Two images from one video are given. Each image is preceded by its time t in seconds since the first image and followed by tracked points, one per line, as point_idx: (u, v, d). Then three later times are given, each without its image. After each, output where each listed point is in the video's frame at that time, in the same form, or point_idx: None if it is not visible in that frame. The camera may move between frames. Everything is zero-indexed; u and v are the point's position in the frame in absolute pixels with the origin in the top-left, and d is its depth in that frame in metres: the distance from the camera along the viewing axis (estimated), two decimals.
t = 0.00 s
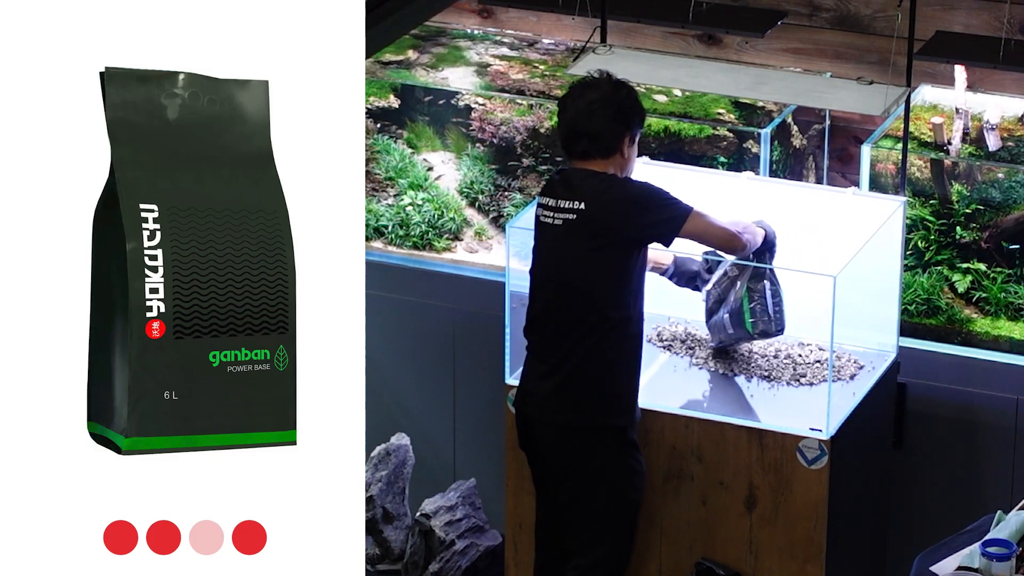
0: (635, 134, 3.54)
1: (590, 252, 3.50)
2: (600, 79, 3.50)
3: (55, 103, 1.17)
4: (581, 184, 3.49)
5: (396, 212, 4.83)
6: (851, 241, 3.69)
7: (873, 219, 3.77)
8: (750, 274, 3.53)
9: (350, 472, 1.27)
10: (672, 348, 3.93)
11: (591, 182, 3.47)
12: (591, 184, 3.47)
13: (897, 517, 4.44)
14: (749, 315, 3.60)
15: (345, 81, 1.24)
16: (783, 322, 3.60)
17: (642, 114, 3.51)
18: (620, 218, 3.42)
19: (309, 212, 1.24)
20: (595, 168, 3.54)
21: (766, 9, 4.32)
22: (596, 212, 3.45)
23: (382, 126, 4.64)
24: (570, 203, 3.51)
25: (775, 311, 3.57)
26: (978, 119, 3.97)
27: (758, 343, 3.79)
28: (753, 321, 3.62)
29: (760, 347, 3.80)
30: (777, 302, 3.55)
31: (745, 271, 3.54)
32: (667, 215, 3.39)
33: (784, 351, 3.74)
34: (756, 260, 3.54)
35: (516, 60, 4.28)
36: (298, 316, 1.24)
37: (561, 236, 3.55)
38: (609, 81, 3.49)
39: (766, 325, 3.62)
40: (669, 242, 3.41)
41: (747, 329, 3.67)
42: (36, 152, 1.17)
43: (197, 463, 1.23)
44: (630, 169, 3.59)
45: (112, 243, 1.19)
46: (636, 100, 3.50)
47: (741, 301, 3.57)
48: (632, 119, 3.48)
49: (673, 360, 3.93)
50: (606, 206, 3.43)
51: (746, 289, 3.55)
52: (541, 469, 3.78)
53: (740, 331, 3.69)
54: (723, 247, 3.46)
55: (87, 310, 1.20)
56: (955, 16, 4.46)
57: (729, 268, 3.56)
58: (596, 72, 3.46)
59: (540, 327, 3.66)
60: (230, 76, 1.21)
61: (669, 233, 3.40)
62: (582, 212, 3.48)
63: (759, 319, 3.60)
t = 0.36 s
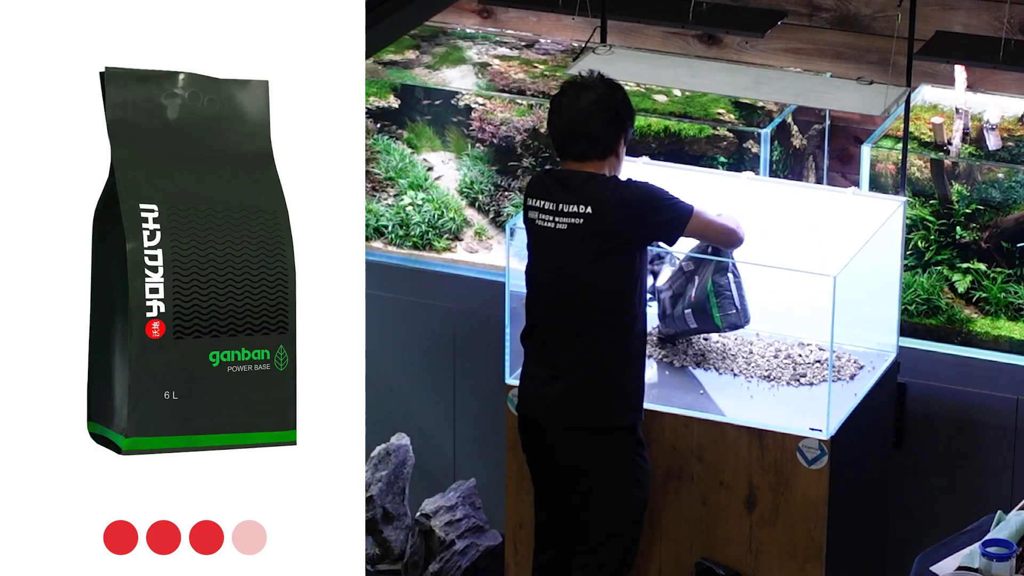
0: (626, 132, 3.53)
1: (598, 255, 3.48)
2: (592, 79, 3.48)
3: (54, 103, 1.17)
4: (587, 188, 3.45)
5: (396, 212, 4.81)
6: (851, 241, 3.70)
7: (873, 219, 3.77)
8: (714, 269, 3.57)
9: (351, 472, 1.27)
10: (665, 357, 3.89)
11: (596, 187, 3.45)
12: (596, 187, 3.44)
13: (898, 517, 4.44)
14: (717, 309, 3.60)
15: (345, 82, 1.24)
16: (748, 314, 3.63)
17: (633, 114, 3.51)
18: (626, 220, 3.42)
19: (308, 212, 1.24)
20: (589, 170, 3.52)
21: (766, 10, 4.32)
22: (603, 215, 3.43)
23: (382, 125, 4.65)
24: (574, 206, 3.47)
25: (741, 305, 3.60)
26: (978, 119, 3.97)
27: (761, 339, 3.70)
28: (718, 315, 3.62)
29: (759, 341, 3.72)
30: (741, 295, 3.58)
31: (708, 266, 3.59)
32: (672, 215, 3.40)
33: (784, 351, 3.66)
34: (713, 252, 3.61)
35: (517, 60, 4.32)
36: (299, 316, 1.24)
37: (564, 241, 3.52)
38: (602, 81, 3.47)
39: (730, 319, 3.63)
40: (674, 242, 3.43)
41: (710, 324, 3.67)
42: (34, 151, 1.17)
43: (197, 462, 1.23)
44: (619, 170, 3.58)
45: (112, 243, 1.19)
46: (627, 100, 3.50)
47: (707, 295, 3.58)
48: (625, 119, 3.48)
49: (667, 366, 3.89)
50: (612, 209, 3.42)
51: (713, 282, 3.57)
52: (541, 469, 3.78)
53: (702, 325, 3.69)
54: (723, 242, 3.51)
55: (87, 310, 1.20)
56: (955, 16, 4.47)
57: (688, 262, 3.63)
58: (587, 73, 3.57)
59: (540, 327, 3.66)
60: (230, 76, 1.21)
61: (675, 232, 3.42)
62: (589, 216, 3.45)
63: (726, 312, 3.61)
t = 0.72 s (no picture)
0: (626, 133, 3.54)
1: (603, 257, 3.48)
2: (592, 80, 3.48)
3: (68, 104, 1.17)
4: (595, 189, 3.46)
5: (396, 212, 4.77)
6: (851, 241, 3.69)
7: (873, 219, 3.77)
8: (684, 262, 3.59)
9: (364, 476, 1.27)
10: (666, 354, 3.85)
11: (603, 188, 3.46)
12: (603, 188, 3.45)
13: (897, 516, 4.44)
14: (685, 301, 3.67)
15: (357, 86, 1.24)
16: (715, 307, 3.68)
17: (632, 114, 3.52)
18: (633, 221, 3.44)
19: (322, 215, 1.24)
20: (590, 170, 3.51)
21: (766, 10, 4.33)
22: (612, 217, 3.44)
23: (382, 126, 4.65)
24: (581, 209, 3.47)
25: (710, 298, 3.65)
26: (978, 120, 4.20)
27: (761, 339, 3.69)
28: (685, 306, 3.68)
29: (759, 340, 3.70)
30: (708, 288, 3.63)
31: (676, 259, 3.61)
32: (675, 214, 3.46)
33: (784, 352, 3.66)
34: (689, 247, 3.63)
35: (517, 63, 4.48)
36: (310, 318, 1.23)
37: (569, 243, 3.50)
38: (603, 82, 3.47)
39: (697, 311, 3.69)
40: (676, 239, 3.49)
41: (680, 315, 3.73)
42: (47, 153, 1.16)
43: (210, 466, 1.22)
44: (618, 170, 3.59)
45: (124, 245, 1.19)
46: (627, 101, 3.50)
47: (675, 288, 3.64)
48: (626, 119, 3.48)
49: (667, 363, 3.86)
50: (620, 210, 3.44)
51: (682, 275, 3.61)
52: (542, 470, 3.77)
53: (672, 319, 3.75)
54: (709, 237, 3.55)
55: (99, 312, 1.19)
56: (955, 17, 4.48)
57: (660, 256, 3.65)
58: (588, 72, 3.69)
59: (540, 328, 3.65)
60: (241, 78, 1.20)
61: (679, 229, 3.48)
62: (598, 218, 3.45)
63: (693, 303, 3.67)
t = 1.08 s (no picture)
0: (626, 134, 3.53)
1: (603, 257, 3.48)
2: (593, 80, 3.48)
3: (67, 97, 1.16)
4: (594, 188, 3.46)
5: (396, 212, 4.77)
6: (852, 241, 3.70)
7: (873, 219, 3.76)
8: (689, 260, 3.60)
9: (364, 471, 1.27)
10: (666, 354, 3.86)
11: (603, 188, 3.46)
12: (603, 188, 3.46)
13: (898, 517, 4.44)
14: (691, 296, 3.66)
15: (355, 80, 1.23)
16: (722, 302, 3.67)
17: (633, 114, 3.52)
18: (633, 221, 3.44)
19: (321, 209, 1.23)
20: (590, 170, 3.51)
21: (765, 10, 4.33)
22: (611, 217, 3.44)
23: (382, 126, 4.66)
24: (581, 209, 3.47)
25: (716, 294, 3.64)
26: (978, 120, 4.20)
27: (761, 340, 3.71)
28: (692, 302, 3.68)
29: (759, 340, 3.72)
30: (714, 284, 3.62)
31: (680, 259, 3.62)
32: (677, 211, 3.46)
33: (784, 352, 3.67)
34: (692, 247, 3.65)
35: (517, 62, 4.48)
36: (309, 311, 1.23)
37: (569, 243, 3.50)
38: (603, 81, 3.47)
39: (705, 307, 3.68)
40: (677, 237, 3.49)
41: (686, 313, 3.72)
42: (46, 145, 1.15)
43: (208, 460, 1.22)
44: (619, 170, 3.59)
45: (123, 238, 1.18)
46: (628, 101, 3.50)
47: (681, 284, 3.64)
48: (626, 119, 3.48)
49: (666, 364, 3.86)
50: (619, 210, 3.44)
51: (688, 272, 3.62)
52: (541, 470, 3.77)
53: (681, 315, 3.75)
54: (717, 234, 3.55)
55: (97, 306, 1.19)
56: (955, 17, 4.49)
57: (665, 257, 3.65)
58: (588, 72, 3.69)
59: (540, 327, 3.65)
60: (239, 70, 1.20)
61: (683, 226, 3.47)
62: (597, 218, 3.45)
63: (699, 298, 3.66)
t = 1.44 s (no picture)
0: (631, 134, 3.51)
1: (601, 256, 3.49)
2: (595, 79, 3.49)
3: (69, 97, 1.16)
4: (587, 185, 3.46)
5: (396, 212, 4.77)
6: (852, 241, 3.70)
7: (873, 219, 3.76)
8: (727, 268, 3.57)
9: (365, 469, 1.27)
10: (667, 354, 3.88)
11: (596, 185, 3.46)
12: (596, 185, 3.45)
13: (898, 516, 4.44)
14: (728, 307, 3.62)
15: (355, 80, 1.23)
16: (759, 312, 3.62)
17: (639, 115, 3.49)
18: (628, 218, 3.43)
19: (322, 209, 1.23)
20: (590, 169, 3.51)
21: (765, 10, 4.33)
22: (602, 213, 3.44)
23: (382, 126, 4.66)
24: (571, 205, 3.48)
25: (754, 303, 3.60)
26: (977, 120, 4.21)
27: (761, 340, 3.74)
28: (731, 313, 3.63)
29: (759, 341, 3.75)
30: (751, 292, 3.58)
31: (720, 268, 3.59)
32: (670, 211, 3.42)
33: (784, 352, 3.70)
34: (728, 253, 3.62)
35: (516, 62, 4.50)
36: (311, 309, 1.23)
37: (567, 241, 3.52)
38: (606, 81, 3.47)
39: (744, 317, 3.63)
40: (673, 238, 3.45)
41: (725, 325, 3.68)
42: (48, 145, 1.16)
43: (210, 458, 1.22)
44: (625, 170, 3.57)
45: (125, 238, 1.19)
46: (633, 101, 3.48)
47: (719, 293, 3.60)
48: (628, 119, 3.47)
49: (667, 364, 3.88)
50: (611, 206, 3.43)
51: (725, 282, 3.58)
52: (542, 471, 3.77)
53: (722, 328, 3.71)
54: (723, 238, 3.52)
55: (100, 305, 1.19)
56: (955, 17, 4.49)
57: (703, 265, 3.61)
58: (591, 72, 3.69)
59: (540, 326, 3.65)
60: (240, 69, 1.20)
61: (672, 230, 3.43)
62: (588, 214, 3.46)
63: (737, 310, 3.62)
